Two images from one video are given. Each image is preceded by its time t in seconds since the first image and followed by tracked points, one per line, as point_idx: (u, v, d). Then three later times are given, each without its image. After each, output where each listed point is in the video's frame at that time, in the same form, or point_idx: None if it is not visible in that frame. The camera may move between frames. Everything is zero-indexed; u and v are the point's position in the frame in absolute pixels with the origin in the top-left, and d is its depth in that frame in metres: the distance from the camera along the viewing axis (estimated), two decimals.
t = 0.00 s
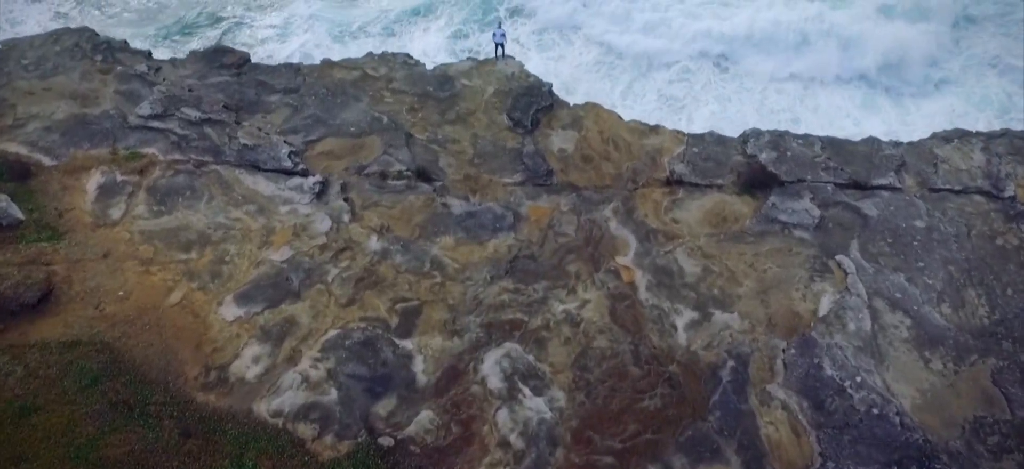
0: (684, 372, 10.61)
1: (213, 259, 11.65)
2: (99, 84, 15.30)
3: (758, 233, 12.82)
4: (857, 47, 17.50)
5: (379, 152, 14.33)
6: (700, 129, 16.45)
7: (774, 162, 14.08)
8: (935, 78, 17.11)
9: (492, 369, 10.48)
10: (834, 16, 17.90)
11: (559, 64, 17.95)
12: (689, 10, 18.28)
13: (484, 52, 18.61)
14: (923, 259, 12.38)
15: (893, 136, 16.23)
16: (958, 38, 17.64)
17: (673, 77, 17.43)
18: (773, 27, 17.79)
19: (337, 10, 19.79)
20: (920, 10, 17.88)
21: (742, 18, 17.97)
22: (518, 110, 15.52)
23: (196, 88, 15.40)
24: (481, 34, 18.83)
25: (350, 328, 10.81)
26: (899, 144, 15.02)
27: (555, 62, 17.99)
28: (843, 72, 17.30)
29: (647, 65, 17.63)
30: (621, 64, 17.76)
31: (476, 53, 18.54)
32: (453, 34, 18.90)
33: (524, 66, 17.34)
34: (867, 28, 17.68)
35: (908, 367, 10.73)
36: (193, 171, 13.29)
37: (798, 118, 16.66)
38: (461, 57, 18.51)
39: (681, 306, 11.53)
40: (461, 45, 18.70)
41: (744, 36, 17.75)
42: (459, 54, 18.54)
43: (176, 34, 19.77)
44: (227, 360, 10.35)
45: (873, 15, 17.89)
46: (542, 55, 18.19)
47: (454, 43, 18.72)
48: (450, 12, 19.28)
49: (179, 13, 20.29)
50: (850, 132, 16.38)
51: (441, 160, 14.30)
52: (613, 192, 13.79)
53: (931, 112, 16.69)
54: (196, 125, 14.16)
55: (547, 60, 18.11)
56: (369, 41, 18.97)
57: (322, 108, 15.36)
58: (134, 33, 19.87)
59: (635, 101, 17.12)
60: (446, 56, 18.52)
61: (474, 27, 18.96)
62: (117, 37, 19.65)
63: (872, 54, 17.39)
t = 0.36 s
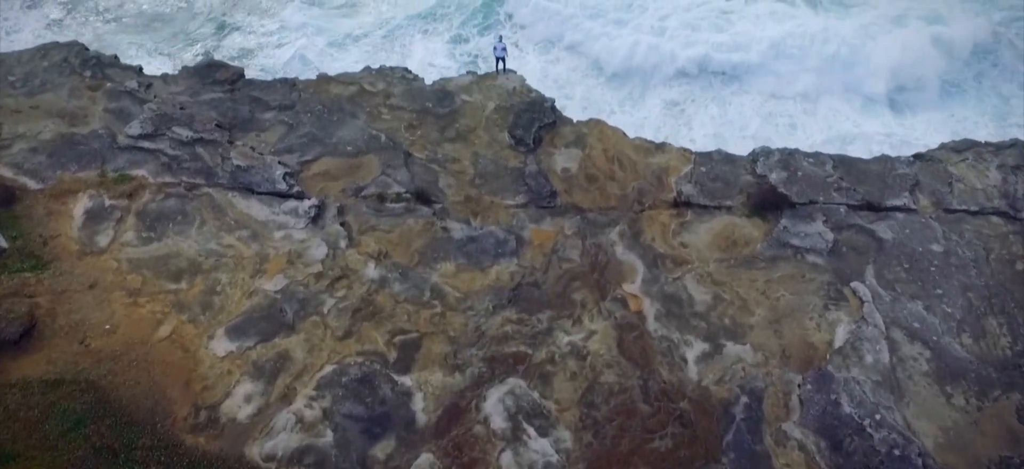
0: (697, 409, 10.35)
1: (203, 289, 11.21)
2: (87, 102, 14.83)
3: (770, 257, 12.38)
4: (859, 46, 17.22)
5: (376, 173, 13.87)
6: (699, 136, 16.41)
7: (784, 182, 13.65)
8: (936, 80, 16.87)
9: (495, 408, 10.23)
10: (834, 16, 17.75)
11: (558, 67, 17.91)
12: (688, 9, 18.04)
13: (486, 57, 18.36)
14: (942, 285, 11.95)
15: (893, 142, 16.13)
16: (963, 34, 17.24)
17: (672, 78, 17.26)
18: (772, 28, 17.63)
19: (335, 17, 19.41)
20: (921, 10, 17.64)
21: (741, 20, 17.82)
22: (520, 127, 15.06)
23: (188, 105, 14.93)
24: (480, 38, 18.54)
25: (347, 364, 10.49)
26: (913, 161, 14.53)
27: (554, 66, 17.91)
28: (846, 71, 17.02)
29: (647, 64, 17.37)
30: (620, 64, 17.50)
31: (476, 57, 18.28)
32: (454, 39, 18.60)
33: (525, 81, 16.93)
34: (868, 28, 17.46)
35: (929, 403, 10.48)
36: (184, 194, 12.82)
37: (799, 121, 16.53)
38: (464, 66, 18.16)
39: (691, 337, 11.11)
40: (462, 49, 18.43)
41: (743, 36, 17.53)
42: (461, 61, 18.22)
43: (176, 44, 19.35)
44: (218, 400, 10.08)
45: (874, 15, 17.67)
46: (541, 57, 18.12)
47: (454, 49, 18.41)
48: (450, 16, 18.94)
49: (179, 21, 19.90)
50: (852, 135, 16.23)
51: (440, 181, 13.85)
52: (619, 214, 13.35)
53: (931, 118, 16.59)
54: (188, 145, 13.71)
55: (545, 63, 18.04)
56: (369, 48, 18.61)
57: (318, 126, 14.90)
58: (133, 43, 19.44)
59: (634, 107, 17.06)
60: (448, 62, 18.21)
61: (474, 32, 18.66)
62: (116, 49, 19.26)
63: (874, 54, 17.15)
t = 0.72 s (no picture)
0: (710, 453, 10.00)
1: (195, 322, 10.78)
2: (77, 120, 14.37)
3: (783, 284, 11.92)
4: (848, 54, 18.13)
5: (375, 194, 13.42)
6: (698, 142, 17.12)
7: (797, 204, 13.18)
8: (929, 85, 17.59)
9: (500, 450, 9.82)
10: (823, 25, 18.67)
11: (557, 75, 18.57)
12: (683, 18, 18.88)
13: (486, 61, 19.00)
14: (963, 315, 11.49)
15: (889, 144, 16.85)
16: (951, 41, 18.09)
17: (670, 84, 17.95)
18: (766, 36, 18.47)
19: (332, 22, 20.14)
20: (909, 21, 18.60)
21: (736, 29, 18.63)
22: (523, 145, 14.61)
23: (180, 124, 14.48)
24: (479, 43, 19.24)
25: (344, 403, 10.09)
26: (929, 180, 14.08)
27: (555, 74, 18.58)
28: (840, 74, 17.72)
29: (644, 71, 18.12)
30: (621, 74, 18.20)
31: (476, 60, 18.95)
32: (453, 43, 19.36)
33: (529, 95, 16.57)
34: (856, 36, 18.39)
35: (955, 443, 10.03)
36: (175, 219, 12.35)
37: (795, 126, 17.26)
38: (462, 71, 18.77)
39: (703, 371, 10.75)
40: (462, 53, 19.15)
41: (737, 44, 18.36)
42: (460, 65, 18.93)
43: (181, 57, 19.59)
44: (209, 443, 9.69)
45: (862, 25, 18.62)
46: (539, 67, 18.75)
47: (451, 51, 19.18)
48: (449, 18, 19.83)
49: (180, 34, 20.14)
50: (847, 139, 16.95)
51: (441, 203, 13.40)
52: (626, 238, 12.90)
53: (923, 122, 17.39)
54: (180, 166, 13.26)
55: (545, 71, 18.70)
56: (368, 55, 19.23)
57: (315, 145, 14.44)
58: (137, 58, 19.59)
59: (635, 113, 17.74)
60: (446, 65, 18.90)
61: (472, 36, 19.43)
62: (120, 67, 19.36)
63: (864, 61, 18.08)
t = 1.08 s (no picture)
0: None
1: (186, 358, 10.42)
2: (66, 140, 13.89)
3: (800, 314, 11.45)
4: (850, 61, 18.14)
5: (375, 218, 12.94)
6: (697, 149, 17.13)
7: (812, 227, 12.69)
8: (930, 91, 17.64)
9: None
10: (824, 32, 18.69)
11: (555, 77, 18.36)
12: (684, 26, 18.87)
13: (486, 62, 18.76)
14: (988, 347, 11.06)
15: (887, 153, 17.03)
16: (952, 49, 18.20)
17: (670, 87, 17.76)
18: (768, 42, 18.45)
19: (330, 25, 19.87)
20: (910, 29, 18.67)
21: (736, 36, 18.61)
22: (527, 166, 14.14)
23: (173, 144, 14.00)
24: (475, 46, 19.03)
25: (343, 446, 9.74)
26: (947, 202, 13.63)
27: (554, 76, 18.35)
28: (841, 81, 17.74)
29: (645, 75, 18.00)
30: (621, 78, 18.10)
31: (477, 62, 18.71)
32: (454, 48, 19.10)
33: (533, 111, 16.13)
34: (857, 44, 18.43)
35: None
36: (167, 245, 11.88)
37: (795, 132, 17.28)
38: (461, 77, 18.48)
39: (718, 409, 10.33)
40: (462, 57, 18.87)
41: (738, 51, 18.34)
42: (461, 70, 18.66)
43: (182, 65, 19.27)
44: None
45: (863, 32, 18.66)
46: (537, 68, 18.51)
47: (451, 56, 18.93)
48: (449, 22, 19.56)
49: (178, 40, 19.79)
50: (846, 147, 17.10)
51: (443, 226, 12.93)
52: (635, 264, 12.44)
53: (925, 127, 17.33)
54: (172, 189, 12.79)
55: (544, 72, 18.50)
56: (367, 60, 18.91)
57: (312, 165, 13.95)
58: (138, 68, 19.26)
59: (635, 117, 17.64)
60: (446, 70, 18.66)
61: (472, 40, 19.17)
62: (121, 78, 19.04)
63: (865, 67, 18.09)
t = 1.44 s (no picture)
0: None
1: (175, 399, 10.08)
2: (53, 162, 13.41)
3: (816, 346, 10.99)
4: (848, 70, 19.14)
5: (373, 244, 12.46)
6: (698, 156, 18.03)
7: (827, 253, 12.25)
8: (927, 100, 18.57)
9: None
10: (821, 43, 19.74)
11: (567, 81, 19.11)
12: (688, 37, 19.97)
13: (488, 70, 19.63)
14: (1015, 383, 10.62)
15: (881, 159, 18.00)
16: (951, 62, 19.17)
17: (674, 95, 18.74)
18: (767, 51, 19.51)
19: (330, 40, 20.42)
20: (908, 39, 19.73)
21: (738, 45, 19.67)
22: (531, 187, 13.68)
23: (164, 166, 13.53)
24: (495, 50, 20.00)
25: None
26: (966, 223, 13.14)
27: (557, 81, 19.18)
28: (839, 89, 18.73)
29: (652, 84, 18.90)
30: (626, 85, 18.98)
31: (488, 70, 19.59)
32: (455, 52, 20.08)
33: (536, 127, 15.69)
34: (857, 51, 19.53)
35: None
36: (157, 275, 11.42)
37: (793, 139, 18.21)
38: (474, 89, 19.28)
39: (733, 450, 9.99)
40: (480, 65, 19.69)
41: (739, 61, 19.37)
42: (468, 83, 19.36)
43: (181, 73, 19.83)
44: None
45: (861, 41, 19.77)
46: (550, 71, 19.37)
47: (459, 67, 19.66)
48: (460, 32, 20.40)
49: (177, 48, 20.29)
50: (841, 152, 18.04)
51: (444, 252, 12.46)
52: (644, 291, 11.98)
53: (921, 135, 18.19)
54: (162, 215, 12.32)
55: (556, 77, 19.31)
56: (375, 67, 19.59)
57: (309, 187, 13.50)
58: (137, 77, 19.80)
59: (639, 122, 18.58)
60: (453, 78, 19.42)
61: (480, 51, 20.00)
62: (122, 88, 19.55)
63: (863, 75, 19.06)
